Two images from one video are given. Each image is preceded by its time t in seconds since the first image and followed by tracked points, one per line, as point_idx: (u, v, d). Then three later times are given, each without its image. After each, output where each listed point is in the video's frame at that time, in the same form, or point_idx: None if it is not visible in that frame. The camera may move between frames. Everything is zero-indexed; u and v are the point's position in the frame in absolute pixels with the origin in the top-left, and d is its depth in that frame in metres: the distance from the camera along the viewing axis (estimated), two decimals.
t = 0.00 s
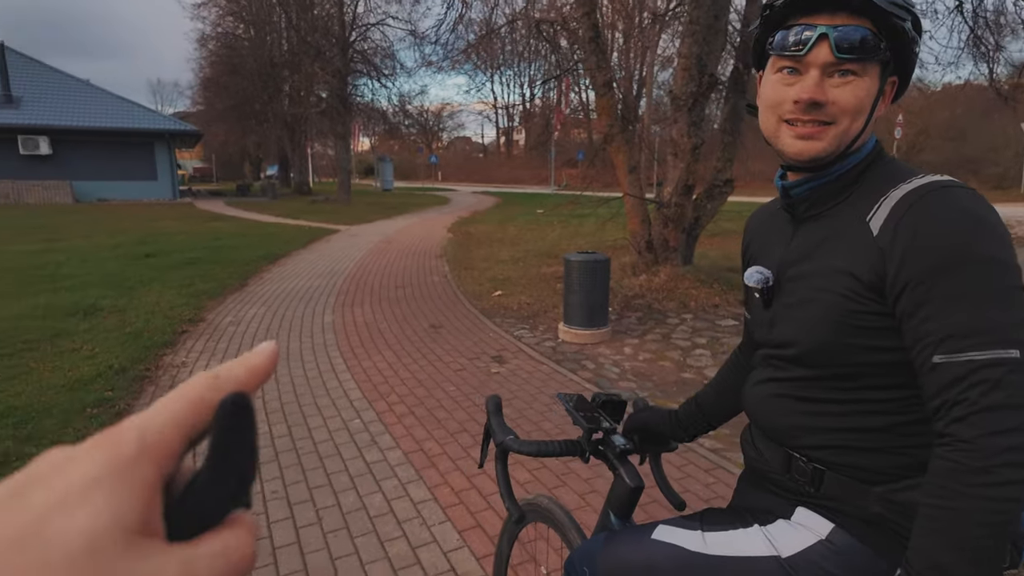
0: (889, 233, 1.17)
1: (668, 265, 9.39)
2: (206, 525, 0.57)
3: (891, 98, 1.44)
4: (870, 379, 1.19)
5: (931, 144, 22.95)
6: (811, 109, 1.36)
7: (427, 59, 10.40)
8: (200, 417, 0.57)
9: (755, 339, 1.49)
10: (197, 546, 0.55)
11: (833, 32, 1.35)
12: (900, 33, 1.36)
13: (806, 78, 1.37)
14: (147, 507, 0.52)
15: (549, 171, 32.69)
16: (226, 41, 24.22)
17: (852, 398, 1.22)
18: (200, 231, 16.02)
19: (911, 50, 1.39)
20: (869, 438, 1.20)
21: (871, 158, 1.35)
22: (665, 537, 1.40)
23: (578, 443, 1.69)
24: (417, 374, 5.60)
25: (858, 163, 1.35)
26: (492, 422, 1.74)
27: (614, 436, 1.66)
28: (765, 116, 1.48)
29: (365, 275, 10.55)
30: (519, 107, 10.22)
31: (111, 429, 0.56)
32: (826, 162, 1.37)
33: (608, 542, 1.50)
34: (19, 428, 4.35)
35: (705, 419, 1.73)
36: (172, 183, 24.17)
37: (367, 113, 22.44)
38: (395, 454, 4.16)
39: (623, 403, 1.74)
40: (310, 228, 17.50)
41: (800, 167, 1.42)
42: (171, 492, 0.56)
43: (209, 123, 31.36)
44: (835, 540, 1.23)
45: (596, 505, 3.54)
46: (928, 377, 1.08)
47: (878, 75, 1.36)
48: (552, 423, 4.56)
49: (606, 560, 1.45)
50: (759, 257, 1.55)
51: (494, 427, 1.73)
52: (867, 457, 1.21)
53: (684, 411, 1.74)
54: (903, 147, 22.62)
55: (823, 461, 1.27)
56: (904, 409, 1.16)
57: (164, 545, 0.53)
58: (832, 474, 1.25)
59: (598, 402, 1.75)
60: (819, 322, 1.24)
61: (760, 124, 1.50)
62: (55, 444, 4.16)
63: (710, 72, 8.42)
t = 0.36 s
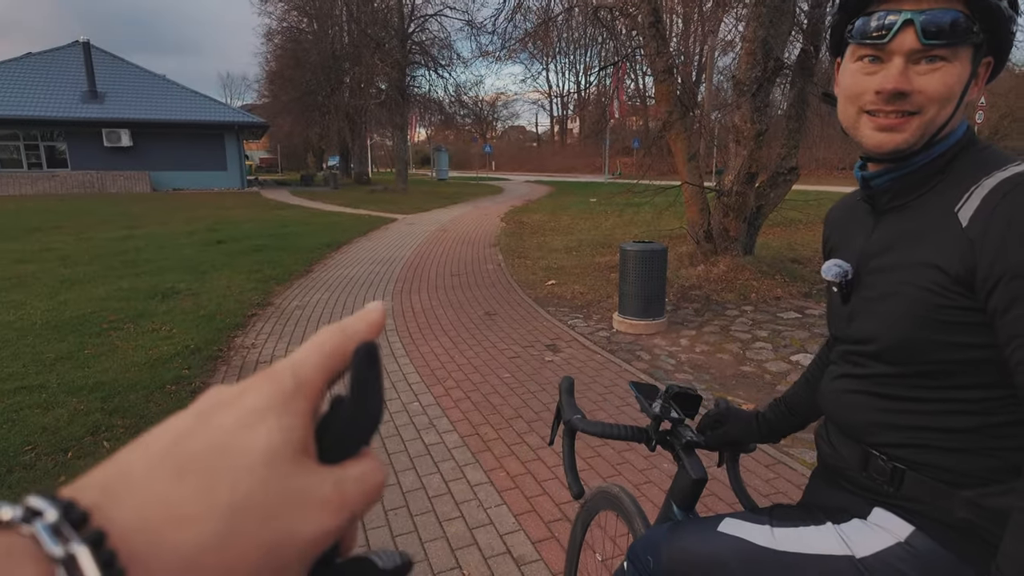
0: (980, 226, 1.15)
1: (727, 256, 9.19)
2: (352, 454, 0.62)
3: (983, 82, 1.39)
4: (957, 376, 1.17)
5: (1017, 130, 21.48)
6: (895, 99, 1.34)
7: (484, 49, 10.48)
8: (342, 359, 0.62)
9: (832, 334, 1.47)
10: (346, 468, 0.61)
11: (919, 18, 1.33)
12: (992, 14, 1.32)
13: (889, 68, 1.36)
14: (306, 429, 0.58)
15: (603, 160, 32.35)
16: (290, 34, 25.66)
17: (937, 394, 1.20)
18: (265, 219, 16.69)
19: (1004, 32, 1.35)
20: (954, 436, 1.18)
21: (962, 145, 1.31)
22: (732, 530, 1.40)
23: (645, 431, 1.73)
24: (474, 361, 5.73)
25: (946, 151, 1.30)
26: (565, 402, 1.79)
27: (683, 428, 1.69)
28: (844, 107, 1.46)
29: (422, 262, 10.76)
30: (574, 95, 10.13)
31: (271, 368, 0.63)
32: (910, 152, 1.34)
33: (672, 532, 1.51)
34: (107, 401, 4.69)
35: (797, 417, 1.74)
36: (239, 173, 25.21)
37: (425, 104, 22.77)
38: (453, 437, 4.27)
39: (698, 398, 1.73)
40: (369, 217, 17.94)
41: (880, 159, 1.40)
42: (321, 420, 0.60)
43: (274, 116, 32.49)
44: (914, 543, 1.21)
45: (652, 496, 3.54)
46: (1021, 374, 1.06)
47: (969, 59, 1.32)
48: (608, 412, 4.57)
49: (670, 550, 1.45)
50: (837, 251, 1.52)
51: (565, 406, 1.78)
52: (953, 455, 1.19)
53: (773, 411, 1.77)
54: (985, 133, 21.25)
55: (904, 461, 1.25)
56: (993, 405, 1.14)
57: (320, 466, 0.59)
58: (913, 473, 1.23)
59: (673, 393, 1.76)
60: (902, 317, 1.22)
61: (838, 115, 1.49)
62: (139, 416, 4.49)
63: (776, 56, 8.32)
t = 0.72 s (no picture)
0: None
1: (752, 251, 9.06)
2: (311, 481, 0.62)
3: None
4: (1005, 375, 1.13)
5: None
6: (946, 84, 1.31)
7: (507, 41, 10.41)
8: (309, 385, 0.63)
9: (866, 334, 1.43)
10: (306, 498, 0.60)
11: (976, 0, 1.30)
12: None
13: (942, 51, 1.33)
14: (265, 461, 0.56)
15: (626, 154, 32.03)
16: (316, 26, 25.97)
17: (981, 395, 1.16)
18: (289, 211, 16.86)
19: None
20: (1000, 439, 1.14)
21: (1015, 136, 1.27)
22: (759, 533, 1.38)
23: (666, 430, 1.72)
24: (493, 354, 5.75)
25: (999, 142, 1.26)
26: (582, 400, 1.77)
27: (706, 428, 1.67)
28: (890, 93, 1.43)
29: (443, 255, 10.78)
30: (597, 88, 10.01)
31: (233, 393, 0.61)
32: (958, 141, 1.30)
33: (698, 533, 1.51)
34: (135, 388, 4.79)
35: (814, 440, 1.71)
36: (264, 164, 25.48)
37: (447, 97, 22.75)
38: (472, 430, 4.28)
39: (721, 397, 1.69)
40: (391, 209, 18.01)
41: (927, 148, 1.36)
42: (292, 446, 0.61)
43: (298, 108, 32.78)
44: (952, 554, 1.16)
45: (672, 495, 3.50)
46: None
47: None
48: (627, 408, 4.54)
49: (694, 552, 1.47)
50: (874, 251, 1.47)
51: (584, 404, 1.76)
52: (997, 459, 1.14)
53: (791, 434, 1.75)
54: None
55: (944, 467, 1.19)
56: None
57: (277, 498, 0.57)
58: (954, 480, 1.18)
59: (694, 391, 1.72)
60: (948, 313, 1.19)
61: (883, 102, 1.46)
62: (165, 403, 4.59)
63: (807, 47, 8.08)
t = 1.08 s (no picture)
0: None
1: (771, 250, 8.97)
2: (308, 451, 0.61)
3: None
4: None
5: None
6: (1004, 88, 1.28)
7: (525, 37, 10.38)
8: (305, 358, 0.63)
9: (902, 338, 1.41)
10: (305, 468, 0.59)
11: None
12: None
13: (1000, 53, 1.31)
14: (264, 431, 0.56)
15: (643, 149, 31.88)
16: (335, 23, 26.13)
17: None
18: (308, 206, 17.01)
19: None
20: None
21: None
22: (788, 541, 1.37)
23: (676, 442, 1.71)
24: (509, 350, 5.77)
25: None
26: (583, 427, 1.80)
27: (713, 433, 1.67)
28: (941, 95, 1.41)
29: (459, 251, 10.80)
30: (615, 84, 9.95)
31: (229, 363, 0.61)
32: (1011, 145, 1.27)
33: (723, 539, 1.50)
34: (157, 379, 4.87)
35: (807, 429, 1.69)
36: (284, 160, 25.71)
37: (465, 92, 22.79)
38: (488, 426, 4.30)
39: (715, 393, 1.77)
40: (408, 205, 18.08)
41: (977, 153, 1.34)
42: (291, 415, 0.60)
43: (317, 104, 33.01)
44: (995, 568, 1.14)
45: (689, 495, 3.48)
46: None
47: None
48: (644, 407, 4.51)
49: (719, 558, 1.46)
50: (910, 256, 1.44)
51: (585, 432, 1.78)
52: None
53: (787, 422, 1.70)
54: None
55: (988, 477, 1.17)
56: None
57: (275, 468, 0.57)
58: (997, 492, 1.15)
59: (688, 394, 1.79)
60: (999, 318, 1.16)
61: (933, 104, 1.44)
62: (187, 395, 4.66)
63: (830, 43, 8.00)
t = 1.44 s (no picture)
0: None
1: (785, 251, 8.89)
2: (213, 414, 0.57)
3: None
4: None
5: None
6: (992, 81, 1.27)
7: (539, 35, 10.36)
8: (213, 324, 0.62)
9: (897, 335, 1.39)
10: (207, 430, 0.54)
11: None
12: None
13: (987, 46, 1.29)
14: (152, 391, 0.53)
15: (656, 148, 31.74)
16: (349, 21, 26.24)
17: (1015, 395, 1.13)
18: (320, 203, 17.11)
19: None
20: None
21: None
22: (793, 543, 1.35)
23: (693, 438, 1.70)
24: (518, 349, 5.76)
25: None
26: (603, 409, 1.79)
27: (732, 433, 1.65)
28: (931, 91, 1.40)
29: (470, 250, 10.81)
30: (628, 82, 9.89)
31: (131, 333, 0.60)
32: (1000, 140, 1.26)
33: (727, 540, 1.47)
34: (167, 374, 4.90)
35: (839, 427, 1.68)
36: (298, 157, 25.87)
37: (477, 91, 22.80)
38: (496, 424, 4.30)
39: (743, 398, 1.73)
40: (420, 203, 18.13)
41: (968, 148, 1.32)
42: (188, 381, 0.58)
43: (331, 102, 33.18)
44: (1002, 567, 1.12)
45: (697, 496, 3.45)
46: None
47: None
48: (653, 408, 4.48)
49: (724, 559, 1.43)
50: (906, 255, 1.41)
51: (604, 412, 1.75)
52: None
53: (817, 423, 1.70)
54: None
55: (989, 475, 1.14)
56: None
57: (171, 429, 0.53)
58: (997, 488, 1.13)
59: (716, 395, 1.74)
60: (993, 313, 1.15)
61: (923, 100, 1.42)
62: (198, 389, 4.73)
63: (846, 41, 7.89)
